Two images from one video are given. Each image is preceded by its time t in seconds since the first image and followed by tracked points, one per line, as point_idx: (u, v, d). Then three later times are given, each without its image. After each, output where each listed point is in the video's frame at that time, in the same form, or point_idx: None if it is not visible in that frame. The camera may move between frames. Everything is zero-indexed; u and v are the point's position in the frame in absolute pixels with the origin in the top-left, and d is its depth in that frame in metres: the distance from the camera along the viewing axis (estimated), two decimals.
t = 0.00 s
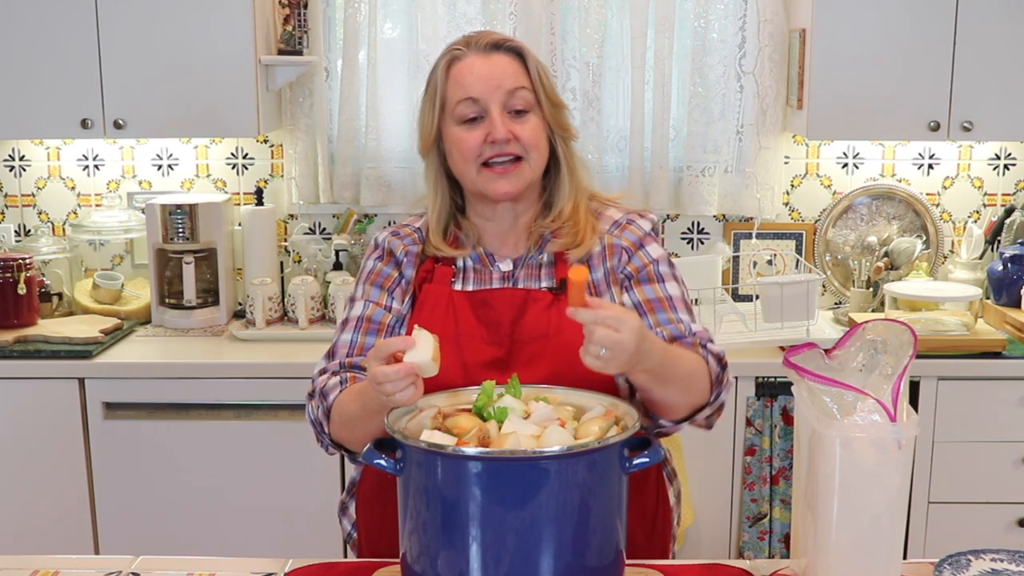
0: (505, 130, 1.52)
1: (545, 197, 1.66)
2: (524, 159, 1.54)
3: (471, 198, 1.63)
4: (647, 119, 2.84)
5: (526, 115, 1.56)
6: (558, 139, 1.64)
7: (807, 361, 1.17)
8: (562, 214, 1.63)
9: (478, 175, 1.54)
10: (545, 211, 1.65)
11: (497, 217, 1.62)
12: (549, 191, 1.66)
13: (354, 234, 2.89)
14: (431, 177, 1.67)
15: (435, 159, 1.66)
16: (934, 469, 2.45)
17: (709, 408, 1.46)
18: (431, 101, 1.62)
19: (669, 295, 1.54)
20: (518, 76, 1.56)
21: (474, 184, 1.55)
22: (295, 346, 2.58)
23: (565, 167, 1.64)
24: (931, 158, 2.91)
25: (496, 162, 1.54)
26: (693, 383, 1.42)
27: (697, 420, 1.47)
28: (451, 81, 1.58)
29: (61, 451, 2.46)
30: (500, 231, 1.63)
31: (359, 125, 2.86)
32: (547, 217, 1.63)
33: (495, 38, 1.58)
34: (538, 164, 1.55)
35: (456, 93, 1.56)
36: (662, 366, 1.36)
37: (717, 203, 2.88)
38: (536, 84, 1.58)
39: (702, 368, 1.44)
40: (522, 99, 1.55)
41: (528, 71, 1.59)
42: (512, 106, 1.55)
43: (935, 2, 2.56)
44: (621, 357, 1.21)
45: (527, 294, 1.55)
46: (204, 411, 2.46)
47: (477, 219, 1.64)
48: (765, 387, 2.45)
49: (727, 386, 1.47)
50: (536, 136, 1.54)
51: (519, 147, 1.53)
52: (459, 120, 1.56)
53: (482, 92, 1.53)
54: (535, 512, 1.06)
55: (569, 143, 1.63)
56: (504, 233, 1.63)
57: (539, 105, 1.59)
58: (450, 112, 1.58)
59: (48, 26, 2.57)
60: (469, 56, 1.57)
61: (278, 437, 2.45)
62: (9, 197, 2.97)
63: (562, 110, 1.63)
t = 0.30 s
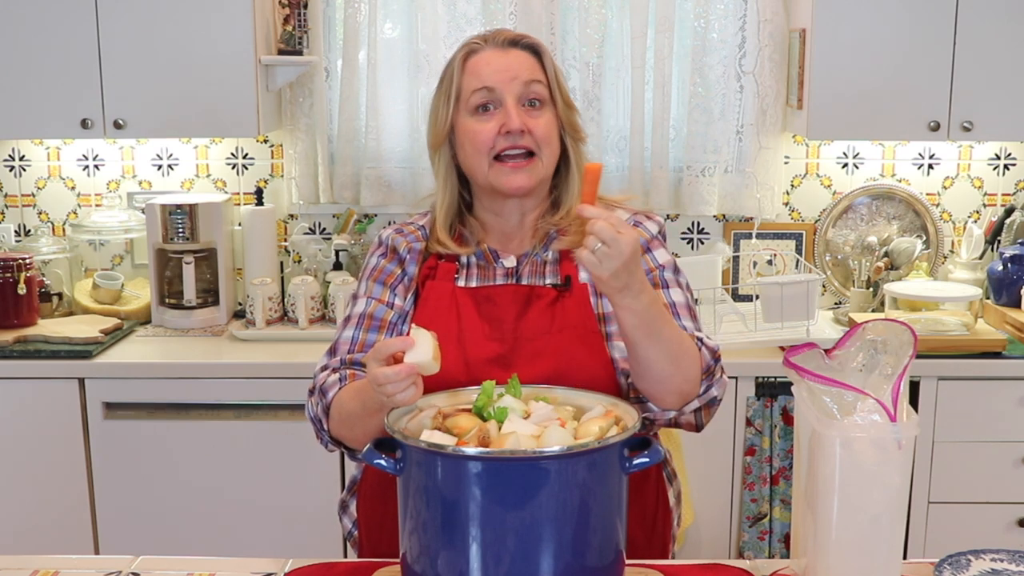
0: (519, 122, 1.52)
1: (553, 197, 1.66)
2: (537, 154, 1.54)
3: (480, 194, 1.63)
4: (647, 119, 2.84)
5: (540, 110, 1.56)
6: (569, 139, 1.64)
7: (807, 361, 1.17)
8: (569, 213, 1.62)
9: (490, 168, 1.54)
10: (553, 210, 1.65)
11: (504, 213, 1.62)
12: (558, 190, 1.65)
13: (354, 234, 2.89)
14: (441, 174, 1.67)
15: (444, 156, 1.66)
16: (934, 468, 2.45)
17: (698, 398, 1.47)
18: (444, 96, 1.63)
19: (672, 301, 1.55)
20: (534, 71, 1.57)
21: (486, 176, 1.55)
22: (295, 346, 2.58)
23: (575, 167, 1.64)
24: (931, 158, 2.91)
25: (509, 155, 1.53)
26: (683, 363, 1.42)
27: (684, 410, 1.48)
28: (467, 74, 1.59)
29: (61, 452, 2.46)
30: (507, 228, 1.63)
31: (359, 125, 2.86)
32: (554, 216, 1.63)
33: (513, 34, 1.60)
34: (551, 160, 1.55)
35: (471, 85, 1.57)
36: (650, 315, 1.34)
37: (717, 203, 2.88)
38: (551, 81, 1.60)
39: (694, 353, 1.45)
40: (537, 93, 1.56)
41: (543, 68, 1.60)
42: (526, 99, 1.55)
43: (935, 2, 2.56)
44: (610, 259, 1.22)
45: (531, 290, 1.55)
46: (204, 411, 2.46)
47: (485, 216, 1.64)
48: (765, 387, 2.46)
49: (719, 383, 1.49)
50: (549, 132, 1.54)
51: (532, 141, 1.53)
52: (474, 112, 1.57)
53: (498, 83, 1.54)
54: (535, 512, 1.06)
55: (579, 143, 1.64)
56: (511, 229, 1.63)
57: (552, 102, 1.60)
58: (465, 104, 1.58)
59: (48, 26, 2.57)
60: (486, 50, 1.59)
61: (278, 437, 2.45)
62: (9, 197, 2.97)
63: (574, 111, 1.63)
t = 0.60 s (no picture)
0: (530, 133, 1.51)
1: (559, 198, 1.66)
2: (546, 161, 1.53)
3: (487, 196, 1.63)
4: (647, 119, 2.83)
5: (549, 117, 1.56)
6: (576, 142, 1.64)
7: (807, 361, 1.17)
8: (578, 212, 1.63)
9: (498, 173, 1.54)
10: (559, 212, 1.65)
11: (511, 215, 1.62)
12: (565, 191, 1.66)
13: (354, 234, 2.88)
14: (447, 174, 1.67)
15: (451, 157, 1.66)
16: (934, 469, 2.45)
17: (697, 416, 1.48)
18: (452, 99, 1.62)
19: (677, 308, 1.55)
20: (544, 79, 1.56)
21: (494, 183, 1.55)
22: (295, 346, 2.58)
23: (582, 170, 1.64)
24: (931, 158, 2.91)
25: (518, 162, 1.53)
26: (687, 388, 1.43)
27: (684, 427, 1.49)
28: (476, 80, 1.58)
29: (61, 452, 2.46)
30: (513, 229, 1.63)
31: (359, 125, 2.86)
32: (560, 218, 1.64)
33: (522, 40, 1.59)
34: (559, 166, 1.55)
35: (480, 91, 1.56)
36: (658, 342, 1.35)
37: (717, 203, 2.88)
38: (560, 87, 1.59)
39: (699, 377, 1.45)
40: (547, 101, 1.55)
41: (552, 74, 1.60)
42: (536, 108, 1.54)
43: (935, 2, 2.56)
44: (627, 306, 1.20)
45: (536, 291, 1.55)
46: (204, 411, 2.45)
47: (491, 218, 1.64)
48: (765, 387, 2.46)
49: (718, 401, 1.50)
50: (558, 139, 1.54)
51: (542, 149, 1.52)
52: (483, 119, 1.56)
53: (508, 92, 1.54)
54: (535, 512, 1.06)
55: (586, 146, 1.65)
56: (517, 230, 1.63)
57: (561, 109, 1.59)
58: (474, 110, 1.58)
59: (48, 26, 2.57)
60: (495, 57, 1.58)
61: (278, 437, 2.45)
62: (9, 197, 2.97)
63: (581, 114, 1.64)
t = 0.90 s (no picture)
0: (537, 121, 1.51)
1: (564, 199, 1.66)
2: (552, 152, 1.53)
3: (493, 192, 1.63)
4: (647, 119, 2.83)
5: (556, 109, 1.56)
6: (581, 140, 1.65)
7: (807, 361, 1.17)
8: (581, 211, 1.64)
9: (505, 164, 1.53)
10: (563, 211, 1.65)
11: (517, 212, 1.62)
12: (569, 190, 1.66)
13: (353, 234, 2.88)
14: (453, 171, 1.66)
15: (457, 155, 1.66)
16: (934, 469, 2.45)
17: (698, 413, 1.49)
18: (459, 94, 1.62)
19: (680, 309, 1.55)
20: (550, 70, 1.57)
21: (503, 174, 1.54)
22: (295, 346, 2.58)
23: (585, 166, 1.65)
24: (931, 158, 2.91)
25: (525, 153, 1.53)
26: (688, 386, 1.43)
27: (686, 426, 1.49)
28: (484, 72, 1.59)
29: (61, 451, 2.46)
30: (518, 229, 1.63)
31: (359, 124, 2.86)
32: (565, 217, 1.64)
33: (529, 34, 1.61)
34: (565, 158, 1.55)
35: (487, 82, 1.58)
36: (660, 341, 1.35)
37: (717, 203, 2.88)
38: (567, 81, 1.60)
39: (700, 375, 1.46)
40: (554, 92, 1.57)
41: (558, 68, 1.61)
42: (543, 98, 1.55)
43: (935, 1, 2.56)
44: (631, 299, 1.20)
45: (541, 291, 1.55)
46: (204, 411, 2.45)
47: (497, 216, 1.64)
48: (765, 387, 2.46)
49: (719, 400, 1.50)
50: (564, 131, 1.54)
51: (548, 140, 1.52)
52: (490, 110, 1.57)
53: (516, 81, 1.55)
54: (535, 512, 1.06)
55: (590, 144, 1.65)
56: (523, 227, 1.63)
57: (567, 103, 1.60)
58: (481, 102, 1.58)
59: (48, 26, 2.57)
60: (503, 49, 1.59)
61: (278, 437, 2.45)
62: (9, 197, 2.97)
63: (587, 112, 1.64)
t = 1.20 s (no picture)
0: (539, 130, 1.52)
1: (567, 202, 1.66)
2: (554, 160, 1.53)
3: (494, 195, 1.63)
4: (647, 119, 2.83)
5: (557, 116, 1.56)
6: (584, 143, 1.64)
7: (807, 361, 1.17)
8: (584, 215, 1.63)
9: (506, 171, 1.54)
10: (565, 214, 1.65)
11: (518, 216, 1.62)
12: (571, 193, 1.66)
13: (353, 234, 2.88)
14: (455, 175, 1.66)
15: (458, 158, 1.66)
16: (934, 469, 2.45)
17: (698, 422, 1.48)
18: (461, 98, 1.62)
19: (682, 310, 1.55)
20: (553, 78, 1.56)
21: (503, 180, 1.54)
22: (295, 346, 2.58)
23: (588, 170, 1.65)
24: (931, 158, 2.91)
25: (526, 161, 1.53)
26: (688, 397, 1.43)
27: (685, 433, 1.49)
28: (485, 78, 1.58)
29: (61, 451, 2.46)
30: (521, 230, 1.63)
31: (359, 124, 2.86)
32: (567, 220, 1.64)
33: (531, 40, 1.60)
34: (566, 164, 1.55)
35: (488, 88, 1.57)
36: (663, 356, 1.36)
37: (717, 203, 2.88)
38: (569, 87, 1.59)
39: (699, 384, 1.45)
40: (555, 99, 1.56)
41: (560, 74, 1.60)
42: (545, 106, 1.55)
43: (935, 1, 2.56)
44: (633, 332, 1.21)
45: (543, 291, 1.55)
46: (204, 411, 2.45)
47: (498, 218, 1.64)
48: (765, 387, 2.46)
49: (719, 408, 1.50)
50: (566, 138, 1.54)
51: (549, 148, 1.52)
52: (491, 117, 1.56)
53: (517, 89, 1.54)
54: (535, 512, 1.06)
55: (593, 147, 1.65)
56: (524, 230, 1.63)
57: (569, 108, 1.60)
58: (482, 108, 1.58)
59: (47, 26, 2.57)
60: (505, 55, 1.58)
61: (278, 437, 2.45)
62: (9, 197, 2.97)
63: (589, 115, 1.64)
